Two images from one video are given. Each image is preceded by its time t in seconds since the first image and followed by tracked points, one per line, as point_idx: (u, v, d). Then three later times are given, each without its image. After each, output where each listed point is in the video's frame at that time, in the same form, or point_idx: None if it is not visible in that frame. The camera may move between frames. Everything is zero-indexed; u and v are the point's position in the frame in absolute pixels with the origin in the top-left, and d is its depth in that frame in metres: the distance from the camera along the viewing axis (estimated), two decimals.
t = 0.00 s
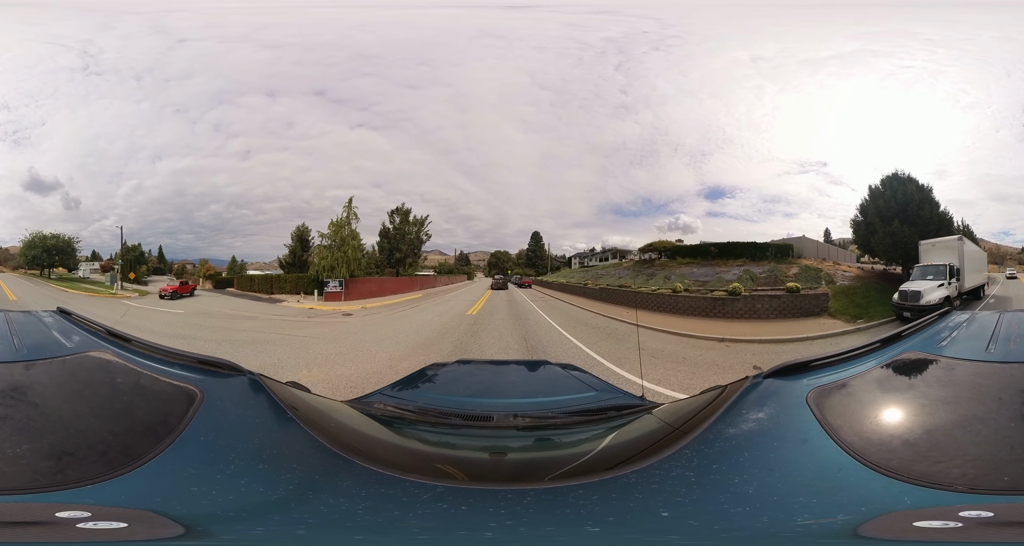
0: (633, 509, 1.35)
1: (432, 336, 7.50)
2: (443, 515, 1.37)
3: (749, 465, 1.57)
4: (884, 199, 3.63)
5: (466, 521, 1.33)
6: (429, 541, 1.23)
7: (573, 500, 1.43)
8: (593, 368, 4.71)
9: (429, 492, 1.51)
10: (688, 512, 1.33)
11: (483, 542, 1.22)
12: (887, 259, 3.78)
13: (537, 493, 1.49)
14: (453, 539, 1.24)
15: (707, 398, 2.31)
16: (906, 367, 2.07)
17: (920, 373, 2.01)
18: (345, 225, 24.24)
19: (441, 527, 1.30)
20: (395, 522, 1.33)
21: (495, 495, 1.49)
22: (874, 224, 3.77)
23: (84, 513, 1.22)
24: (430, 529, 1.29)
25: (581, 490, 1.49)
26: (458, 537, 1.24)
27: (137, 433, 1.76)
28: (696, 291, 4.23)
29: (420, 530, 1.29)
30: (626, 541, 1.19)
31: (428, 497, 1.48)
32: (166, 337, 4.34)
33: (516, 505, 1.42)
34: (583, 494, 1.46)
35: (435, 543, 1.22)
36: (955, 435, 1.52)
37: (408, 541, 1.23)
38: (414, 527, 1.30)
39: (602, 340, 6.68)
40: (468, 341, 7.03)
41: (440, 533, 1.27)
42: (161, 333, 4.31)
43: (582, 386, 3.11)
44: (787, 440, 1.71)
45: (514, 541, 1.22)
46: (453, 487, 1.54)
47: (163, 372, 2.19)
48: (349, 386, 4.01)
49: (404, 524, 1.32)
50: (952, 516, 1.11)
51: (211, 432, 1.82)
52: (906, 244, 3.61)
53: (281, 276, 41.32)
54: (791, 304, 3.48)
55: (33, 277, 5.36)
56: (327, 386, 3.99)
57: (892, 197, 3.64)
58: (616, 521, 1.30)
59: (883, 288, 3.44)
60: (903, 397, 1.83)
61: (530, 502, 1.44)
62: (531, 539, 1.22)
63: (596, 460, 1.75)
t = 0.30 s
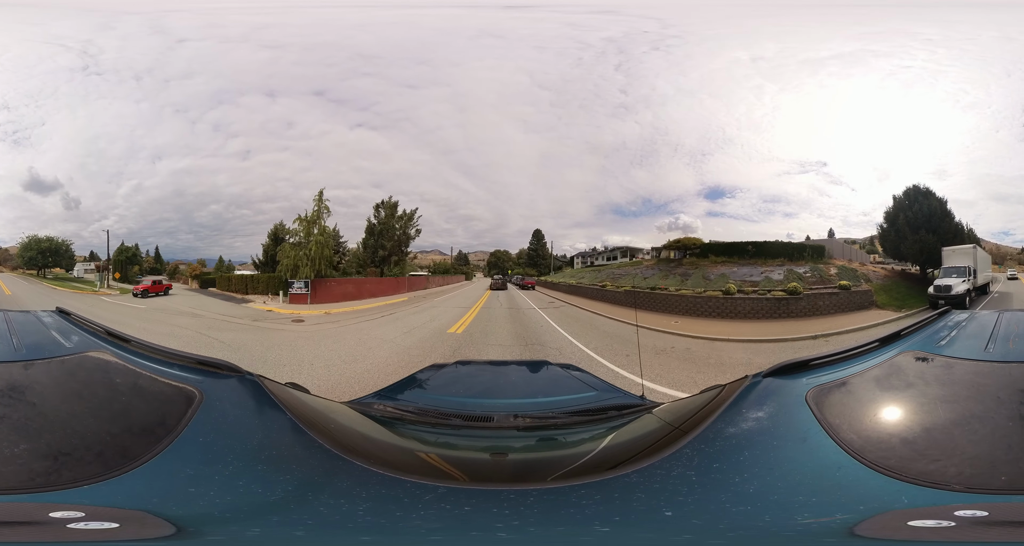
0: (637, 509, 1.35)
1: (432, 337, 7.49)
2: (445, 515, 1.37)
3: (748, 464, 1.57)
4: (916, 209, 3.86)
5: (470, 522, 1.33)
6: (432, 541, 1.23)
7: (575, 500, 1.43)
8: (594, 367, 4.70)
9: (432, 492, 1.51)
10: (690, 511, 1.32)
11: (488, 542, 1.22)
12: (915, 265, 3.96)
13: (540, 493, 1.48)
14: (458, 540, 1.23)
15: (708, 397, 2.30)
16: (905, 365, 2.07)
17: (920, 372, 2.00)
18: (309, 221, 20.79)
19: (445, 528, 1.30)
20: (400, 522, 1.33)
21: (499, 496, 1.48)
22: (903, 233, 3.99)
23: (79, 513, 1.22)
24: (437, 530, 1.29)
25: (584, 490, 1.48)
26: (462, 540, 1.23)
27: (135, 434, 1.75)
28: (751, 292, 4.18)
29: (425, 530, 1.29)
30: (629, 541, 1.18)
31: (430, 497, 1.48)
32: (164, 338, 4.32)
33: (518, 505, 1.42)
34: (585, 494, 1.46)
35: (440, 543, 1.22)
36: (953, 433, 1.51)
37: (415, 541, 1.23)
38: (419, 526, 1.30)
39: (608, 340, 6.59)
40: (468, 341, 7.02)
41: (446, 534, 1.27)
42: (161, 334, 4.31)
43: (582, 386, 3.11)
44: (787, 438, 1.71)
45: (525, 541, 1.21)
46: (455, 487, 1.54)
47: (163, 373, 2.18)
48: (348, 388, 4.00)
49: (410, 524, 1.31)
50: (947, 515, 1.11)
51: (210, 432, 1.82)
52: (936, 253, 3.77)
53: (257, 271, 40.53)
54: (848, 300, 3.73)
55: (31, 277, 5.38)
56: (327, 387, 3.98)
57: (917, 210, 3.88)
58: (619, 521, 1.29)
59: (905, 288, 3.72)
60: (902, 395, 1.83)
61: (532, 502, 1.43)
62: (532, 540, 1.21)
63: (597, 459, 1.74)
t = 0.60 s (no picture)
0: (637, 509, 1.35)
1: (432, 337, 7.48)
2: (445, 516, 1.37)
3: (747, 464, 1.57)
4: (935, 219, 4.13)
5: (473, 523, 1.33)
6: (436, 542, 1.23)
7: (576, 500, 1.43)
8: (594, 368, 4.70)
9: (432, 493, 1.51)
10: (690, 511, 1.32)
11: (489, 542, 1.22)
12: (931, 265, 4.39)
13: (540, 493, 1.48)
14: (460, 541, 1.23)
15: (708, 397, 2.29)
16: (905, 365, 2.07)
17: (920, 371, 2.00)
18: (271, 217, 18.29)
19: (446, 528, 1.30)
20: (402, 522, 1.33)
21: (499, 496, 1.49)
22: (923, 239, 4.32)
23: (76, 513, 1.22)
24: (439, 530, 1.29)
25: (584, 490, 1.48)
26: (463, 540, 1.23)
27: (135, 434, 1.75)
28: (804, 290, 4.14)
29: (426, 530, 1.29)
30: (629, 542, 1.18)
31: (431, 498, 1.48)
32: (164, 339, 4.32)
33: (519, 506, 1.42)
34: (585, 494, 1.46)
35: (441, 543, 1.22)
36: (953, 432, 1.51)
37: (416, 541, 1.23)
38: (420, 526, 1.31)
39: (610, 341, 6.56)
40: (468, 341, 7.02)
41: (447, 534, 1.27)
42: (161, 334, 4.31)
43: (582, 386, 3.11)
44: (786, 438, 1.71)
45: (527, 541, 1.22)
46: (455, 487, 1.54)
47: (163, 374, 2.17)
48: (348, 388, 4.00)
49: (411, 524, 1.31)
50: (944, 515, 1.11)
51: (209, 433, 1.82)
52: (953, 257, 4.21)
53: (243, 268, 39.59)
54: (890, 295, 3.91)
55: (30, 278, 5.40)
56: (326, 388, 3.98)
57: (934, 219, 4.14)
58: (619, 521, 1.29)
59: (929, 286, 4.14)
60: (902, 394, 1.83)
61: (532, 503, 1.43)
62: (531, 540, 1.21)
63: (597, 460, 1.74)
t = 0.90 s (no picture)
0: (638, 509, 1.34)
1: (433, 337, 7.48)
2: (444, 516, 1.37)
3: (748, 464, 1.56)
4: (946, 225, 4.72)
5: (473, 523, 1.32)
6: (435, 542, 1.23)
7: (576, 500, 1.43)
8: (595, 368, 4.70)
9: (432, 493, 1.51)
10: (691, 511, 1.32)
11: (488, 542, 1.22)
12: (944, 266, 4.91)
13: (540, 494, 1.48)
14: (460, 541, 1.23)
15: (708, 397, 2.29)
16: (906, 364, 2.07)
17: (921, 371, 2.00)
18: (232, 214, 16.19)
19: (447, 529, 1.30)
20: (401, 522, 1.33)
21: (499, 496, 1.48)
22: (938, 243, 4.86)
23: (75, 513, 1.22)
24: (439, 530, 1.29)
25: (585, 490, 1.48)
26: (464, 540, 1.23)
27: (134, 434, 1.75)
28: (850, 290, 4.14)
29: (426, 530, 1.29)
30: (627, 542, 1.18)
31: (431, 498, 1.48)
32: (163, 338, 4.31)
33: (518, 506, 1.41)
34: (585, 494, 1.46)
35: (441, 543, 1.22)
36: (953, 432, 1.51)
37: (417, 541, 1.23)
38: (420, 527, 1.30)
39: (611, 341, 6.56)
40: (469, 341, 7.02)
41: (447, 534, 1.27)
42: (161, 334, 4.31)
43: (582, 387, 3.10)
44: (787, 438, 1.70)
45: (526, 540, 1.21)
46: (455, 488, 1.54)
47: (163, 374, 2.17)
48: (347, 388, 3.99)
49: (411, 524, 1.31)
50: (945, 515, 1.11)
51: (209, 433, 1.82)
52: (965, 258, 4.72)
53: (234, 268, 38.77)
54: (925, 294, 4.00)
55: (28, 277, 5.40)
56: (326, 388, 3.98)
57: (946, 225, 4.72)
58: (619, 522, 1.29)
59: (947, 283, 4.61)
60: (902, 394, 1.82)
61: (532, 503, 1.42)
62: (531, 540, 1.21)
63: (597, 460, 1.74)
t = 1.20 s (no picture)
0: (637, 509, 1.34)
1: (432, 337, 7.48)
2: (444, 515, 1.37)
3: (747, 464, 1.57)
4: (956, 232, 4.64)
5: (474, 522, 1.33)
6: (435, 541, 1.23)
7: (575, 500, 1.43)
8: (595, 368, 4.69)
9: (432, 493, 1.51)
10: (690, 511, 1.32)
11: (488, 542, 1.22)
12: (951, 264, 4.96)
13: (540, 493, 1.48)
14: (459, 541, 1.23)
15: (708, 397, 2.29)
16: (905, 364, 2.07)
17: (920, 370, 2.00)
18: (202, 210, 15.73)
19: (447, 528, 1.30)
20: (401, 522, 1.33)
21: (498, 496, 1.48)
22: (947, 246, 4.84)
23: (75, 513, 1.22)
24: (440, 530, 1.29)
25: (585, 489, 1.48)
26: (463, 540, 1.23)
27: (135, 434, 1.75)
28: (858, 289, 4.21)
29: (426, 530, 1.29)
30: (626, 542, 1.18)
31: (431, 498, 1.48)
32: (163, 339, 4.31)
33: (518, 505, 1.41)
34: (584, 493, 1.46)
35: (441, 542, 1.22)
36: (953, 432, 1.51)
37: (417, 540, 1.23)
38: (420, 526, 1.30)
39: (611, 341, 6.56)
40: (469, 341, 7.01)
41: (447, 533, 1.27)
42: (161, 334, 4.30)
43: (582, 386, 3.10)
44: (786, 438, 1.71)
45: (525, 540, 1.22)
46: (455, 487, 1.54)
47: (163, 374, 2.17)
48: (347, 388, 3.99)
49: (412, 524, 1.31)
50: (943, 515, 1.11)
51: (209, 433, 1.82)
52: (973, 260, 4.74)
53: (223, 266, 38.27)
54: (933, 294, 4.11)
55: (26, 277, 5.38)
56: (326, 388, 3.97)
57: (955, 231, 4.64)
58: (618, 521, 1.29)
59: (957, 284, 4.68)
60: (902, 394, 1.83)
61: (532, 503, 1.42)
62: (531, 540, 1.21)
63: (597, 460, 1.74)
